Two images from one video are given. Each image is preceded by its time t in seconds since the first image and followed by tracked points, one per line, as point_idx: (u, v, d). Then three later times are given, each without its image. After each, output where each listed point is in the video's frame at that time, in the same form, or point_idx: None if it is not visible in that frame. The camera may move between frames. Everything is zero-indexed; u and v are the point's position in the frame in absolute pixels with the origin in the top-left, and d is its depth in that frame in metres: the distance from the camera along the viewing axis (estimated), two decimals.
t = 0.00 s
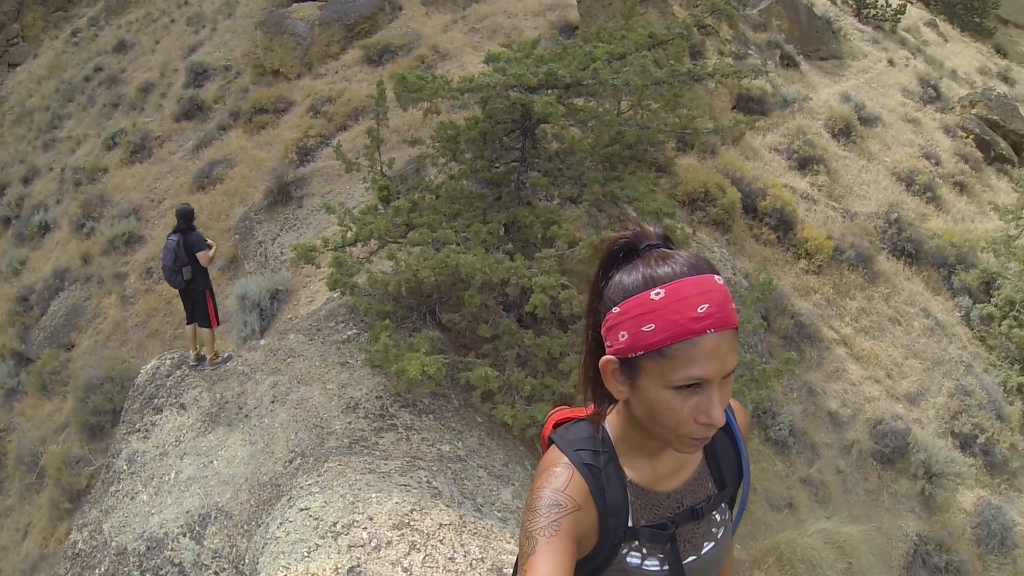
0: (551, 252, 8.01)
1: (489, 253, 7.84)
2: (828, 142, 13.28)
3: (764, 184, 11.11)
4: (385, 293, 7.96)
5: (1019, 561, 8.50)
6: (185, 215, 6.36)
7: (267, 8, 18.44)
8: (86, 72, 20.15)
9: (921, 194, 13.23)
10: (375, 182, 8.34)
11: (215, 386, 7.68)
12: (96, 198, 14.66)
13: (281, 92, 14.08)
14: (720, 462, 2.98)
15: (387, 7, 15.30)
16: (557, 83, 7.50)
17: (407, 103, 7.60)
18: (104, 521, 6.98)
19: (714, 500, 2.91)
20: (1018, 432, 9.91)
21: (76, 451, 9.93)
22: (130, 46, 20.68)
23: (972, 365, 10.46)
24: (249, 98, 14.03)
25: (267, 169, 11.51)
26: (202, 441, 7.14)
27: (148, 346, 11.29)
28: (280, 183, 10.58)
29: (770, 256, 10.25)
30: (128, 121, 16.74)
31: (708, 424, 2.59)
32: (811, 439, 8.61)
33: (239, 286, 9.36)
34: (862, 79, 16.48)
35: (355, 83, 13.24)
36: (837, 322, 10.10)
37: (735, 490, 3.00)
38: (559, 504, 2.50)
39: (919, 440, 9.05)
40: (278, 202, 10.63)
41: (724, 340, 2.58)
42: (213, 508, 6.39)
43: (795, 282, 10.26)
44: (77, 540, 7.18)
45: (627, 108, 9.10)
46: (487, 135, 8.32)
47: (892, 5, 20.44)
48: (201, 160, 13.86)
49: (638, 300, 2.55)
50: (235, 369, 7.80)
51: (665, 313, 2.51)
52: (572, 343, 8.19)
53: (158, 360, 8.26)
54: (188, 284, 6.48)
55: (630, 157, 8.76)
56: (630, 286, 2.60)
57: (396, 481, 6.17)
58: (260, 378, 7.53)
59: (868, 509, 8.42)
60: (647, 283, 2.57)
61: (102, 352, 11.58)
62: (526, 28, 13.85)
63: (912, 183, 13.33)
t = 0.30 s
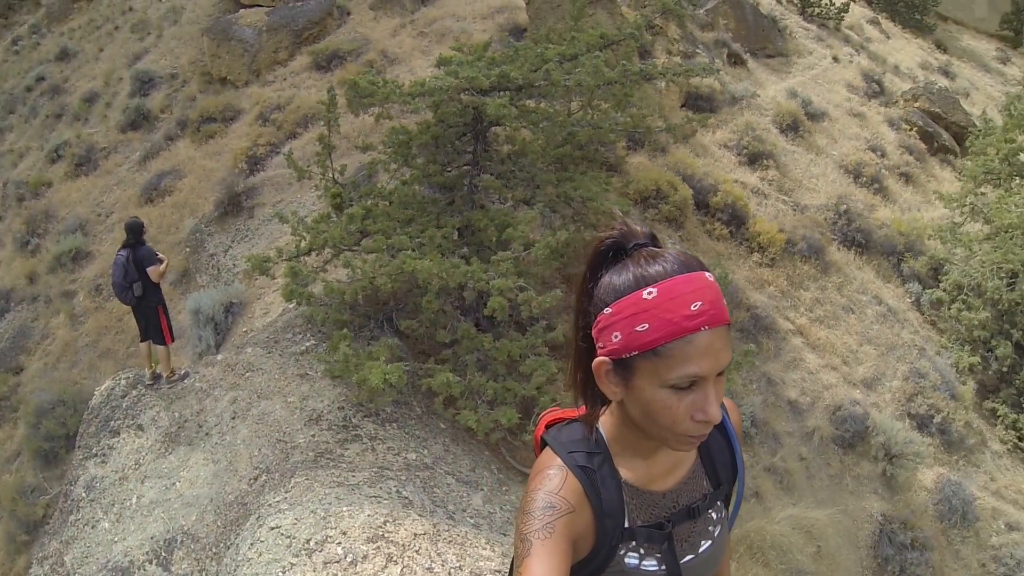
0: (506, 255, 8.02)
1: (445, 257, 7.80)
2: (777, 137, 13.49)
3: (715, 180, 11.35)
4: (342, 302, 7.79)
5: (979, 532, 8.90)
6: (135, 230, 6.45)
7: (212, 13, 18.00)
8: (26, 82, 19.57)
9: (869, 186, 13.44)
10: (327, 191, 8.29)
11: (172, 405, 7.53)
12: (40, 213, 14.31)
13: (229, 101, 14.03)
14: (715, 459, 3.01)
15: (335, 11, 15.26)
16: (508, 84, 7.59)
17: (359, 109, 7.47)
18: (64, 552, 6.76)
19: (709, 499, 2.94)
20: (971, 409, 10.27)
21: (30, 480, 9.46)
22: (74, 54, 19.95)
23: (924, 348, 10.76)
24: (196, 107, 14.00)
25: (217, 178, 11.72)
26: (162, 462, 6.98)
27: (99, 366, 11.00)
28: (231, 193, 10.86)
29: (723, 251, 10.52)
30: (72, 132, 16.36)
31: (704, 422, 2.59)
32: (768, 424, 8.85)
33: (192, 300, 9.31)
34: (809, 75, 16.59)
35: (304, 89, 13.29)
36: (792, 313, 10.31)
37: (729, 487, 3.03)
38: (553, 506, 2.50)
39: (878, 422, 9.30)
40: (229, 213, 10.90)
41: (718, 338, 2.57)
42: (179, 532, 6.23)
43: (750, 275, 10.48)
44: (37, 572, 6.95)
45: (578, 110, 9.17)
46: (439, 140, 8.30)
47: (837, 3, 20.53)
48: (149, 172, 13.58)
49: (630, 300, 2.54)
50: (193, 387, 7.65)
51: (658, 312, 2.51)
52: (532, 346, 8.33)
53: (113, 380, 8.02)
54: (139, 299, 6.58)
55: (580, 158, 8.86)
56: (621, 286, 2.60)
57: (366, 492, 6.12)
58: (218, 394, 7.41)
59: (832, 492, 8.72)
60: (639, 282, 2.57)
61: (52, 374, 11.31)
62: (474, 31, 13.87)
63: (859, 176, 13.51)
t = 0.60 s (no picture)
0: (460, 257, 7.95)
1: (398, 261, 7.69)
2: (723, 132, 13.71)
3: (664, 175, 11.59)
4: (295, 310, 7.62)
5: (936, 506, 9.30)
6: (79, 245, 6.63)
7: (152, 16, 17.73)
8: None
9: (815, 177, 13.77)
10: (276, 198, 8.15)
11: (126, 425, 7.42)
12: None
13: (172, 107, 13.78)
14: (711, 459, 3.03)
15: (280, 14, 15.19)
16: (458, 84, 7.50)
17: (307, 113, 7.29)
18: None
19: (707, 500, 2.96)
20: (922, 389, 10.68)
21: None
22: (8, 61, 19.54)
23: (874, 332, 11.10)
24: (139, 114, 13.69)
25: (161, 187, 11.67)
26: (120, 486, 6.88)
27: (47, 387, 10.87)
28: (176, 203, 10.74)
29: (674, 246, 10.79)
30: (8, 143, 16.07)
31: (699, 429, 2.58)
32: (738, 416, 8.80)
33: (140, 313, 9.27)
34: (753, 72, 16.68)
35: (249, 93, 13.19)
36: (744, 303, 10.58)
37: (726, 488, 3.05)
38: (552, 509, 2.49)
39: (834, 406, 9.58)
40: (175, 222, 10.82)
41: (715, 345, 2.56)
42: (142, 558, 6.16)
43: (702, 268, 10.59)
44: None
45: (527, 110, 9.26)
46: (388, 143, 8.14)
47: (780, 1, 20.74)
48: (91, 183, 13.29)
49: (628, 306, 2.55)
50: (147, 406, 7.54)
51: (654, 319, 2.51)
52: (491, 347, 8.37)
53: (63, 403, 7.97)
54: (85, 317, 6.76)
55: (527, 157, 8.84)
56: (619, 292, 2.60)
57: (334, 506, 6.05)
58: (174, 412, 7.31)
59: (792, 475, 9.01)
60: (637, 288, 2.58)
61: None
62: (421, 32, 13.97)
63: (805, 168, 13.83)
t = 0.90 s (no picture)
0: (418, 260, 7.85)
1: (356, 267, 7.53)
2: (677, 128, 13.87)
3: (618, 172, 11.93)
4: (254, 319, 7.45)
5: (897, 485, 9.60)
6: (23, 261, 6.58)
7: (102, 20, 17.79)
8: None
9: (767, 171, 14.02)
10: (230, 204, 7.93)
11: (83, 446, 7.23)
12: None
13: (121, 112, 13.77)
14: (710, 460, 3.06)
15: (230, 16, 15.50)
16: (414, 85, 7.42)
17: (261, 117, 7.11)
18: None
19: (708, 499, 2.98)
20: (878, 374, 11.03)
21: None
22: None
23: (830, 321, 11.38)
24: (86, 120, 13.67)
25: (110, 196, 11.45)
26: (80, 511, 6.68)
27: None
28: (126, 211, 10.56)
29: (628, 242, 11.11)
30: None
31: (697, 433, 2.56)
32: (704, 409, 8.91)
33: (94, 327, 9.14)
34: (704, 68, 16.95)
35: (199, 96, 13.22)
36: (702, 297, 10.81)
37: (726, 488, 3.07)
38: (555, 512, 2.46)
39: (794, 395, 9.83)
40: (126, 231, 10.61)
41: (715, 351, 2.55)
42: None
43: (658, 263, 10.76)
44: None
45: (479, 108, 9.16)
46: (343, 145, 7.99)
47: None
48: (36, 192, 12.92)
49: (629, 309, 2.56)
50: (104, 425, 7.37)
51: (654, 324, 2.51)
52: (452, 349, 8.30)
53: (14, 424, 7.71)
54: (32, 335, 6.74)
55: (482, 156, 8.80)
56: (621, 295, 2.62)
57: (304, 521, 5.92)
58: (132, 430, 7.13)
59: (756, 465, 9.16)
60: (639, 293, 2.59)
61: None
62: (373, 32, 14.38)
63: (758, 162, 14.07)
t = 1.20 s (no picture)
0: (379, 266, 7.72)
1: (317, 274, 7.34)
2: (631, 126, 14.02)
3: (574, 171, 12.17)
4: (213, 331, 7.24)
5: (861, 468, 9.88)
6: None
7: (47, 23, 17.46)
8: None
9: (722, 167, 14.25)
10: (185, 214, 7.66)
11: (42, 471, 7.06)
12: None
13: (69, 120, 13.53)
14: (715, 456, 3.01)
15: (181, 19, 15.51)
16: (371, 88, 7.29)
17: (215, 123, 6.92)
18: None
19: (713, 497, 2.92)
20: (838, 361, 11.34)
21: None
22: None
23: (789, 311, 11.59)
24: (32, 129, 13.39)
25: (60, 208, 11.15)
26: (43, 540, 6.46)
27: None
28: (78, 224, 10.31)
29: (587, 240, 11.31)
30: None
31: (700, 436, 2.52)
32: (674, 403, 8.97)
33: (47, 346, 8.73)
34: (657, 66, 17.14)
35: (151, 103, 13.17)
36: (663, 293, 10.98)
37: (730, 486, 3.01)
38: (562, 511, 2.40)
39: (755, 385, 10.01)
40: (78, 244, 10.36)
41: (720, 356, 2.52)
42: None
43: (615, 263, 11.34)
44: None
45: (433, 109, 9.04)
46: (299, 150, 7.80)
47: None
48: None
49: (636, 311, 2.53)
50: (63, 448, 7.18)
51: (660, 327, 2.49)
52: (416, 355, 8.16)
53: None
54: None
55: (438, 159, 8.71)
56: (629, 297, 2.59)
57: (277, 539, 5.75)
58: (93, 452, 6.93)
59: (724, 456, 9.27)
60: (646, 295, 2.57)
61: None
62: (327, 35, 14.56)
63: (713, 158, 14.30)
